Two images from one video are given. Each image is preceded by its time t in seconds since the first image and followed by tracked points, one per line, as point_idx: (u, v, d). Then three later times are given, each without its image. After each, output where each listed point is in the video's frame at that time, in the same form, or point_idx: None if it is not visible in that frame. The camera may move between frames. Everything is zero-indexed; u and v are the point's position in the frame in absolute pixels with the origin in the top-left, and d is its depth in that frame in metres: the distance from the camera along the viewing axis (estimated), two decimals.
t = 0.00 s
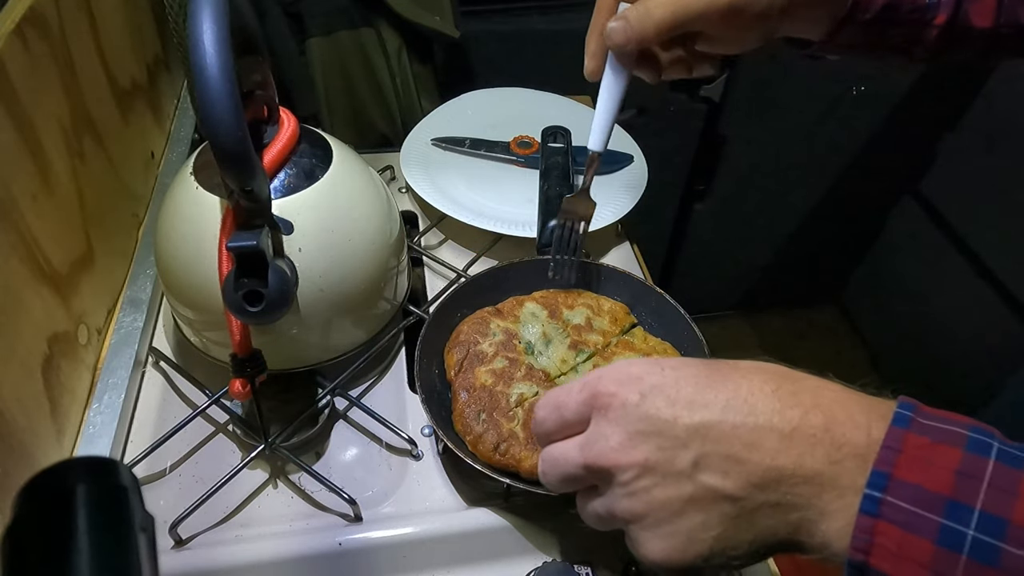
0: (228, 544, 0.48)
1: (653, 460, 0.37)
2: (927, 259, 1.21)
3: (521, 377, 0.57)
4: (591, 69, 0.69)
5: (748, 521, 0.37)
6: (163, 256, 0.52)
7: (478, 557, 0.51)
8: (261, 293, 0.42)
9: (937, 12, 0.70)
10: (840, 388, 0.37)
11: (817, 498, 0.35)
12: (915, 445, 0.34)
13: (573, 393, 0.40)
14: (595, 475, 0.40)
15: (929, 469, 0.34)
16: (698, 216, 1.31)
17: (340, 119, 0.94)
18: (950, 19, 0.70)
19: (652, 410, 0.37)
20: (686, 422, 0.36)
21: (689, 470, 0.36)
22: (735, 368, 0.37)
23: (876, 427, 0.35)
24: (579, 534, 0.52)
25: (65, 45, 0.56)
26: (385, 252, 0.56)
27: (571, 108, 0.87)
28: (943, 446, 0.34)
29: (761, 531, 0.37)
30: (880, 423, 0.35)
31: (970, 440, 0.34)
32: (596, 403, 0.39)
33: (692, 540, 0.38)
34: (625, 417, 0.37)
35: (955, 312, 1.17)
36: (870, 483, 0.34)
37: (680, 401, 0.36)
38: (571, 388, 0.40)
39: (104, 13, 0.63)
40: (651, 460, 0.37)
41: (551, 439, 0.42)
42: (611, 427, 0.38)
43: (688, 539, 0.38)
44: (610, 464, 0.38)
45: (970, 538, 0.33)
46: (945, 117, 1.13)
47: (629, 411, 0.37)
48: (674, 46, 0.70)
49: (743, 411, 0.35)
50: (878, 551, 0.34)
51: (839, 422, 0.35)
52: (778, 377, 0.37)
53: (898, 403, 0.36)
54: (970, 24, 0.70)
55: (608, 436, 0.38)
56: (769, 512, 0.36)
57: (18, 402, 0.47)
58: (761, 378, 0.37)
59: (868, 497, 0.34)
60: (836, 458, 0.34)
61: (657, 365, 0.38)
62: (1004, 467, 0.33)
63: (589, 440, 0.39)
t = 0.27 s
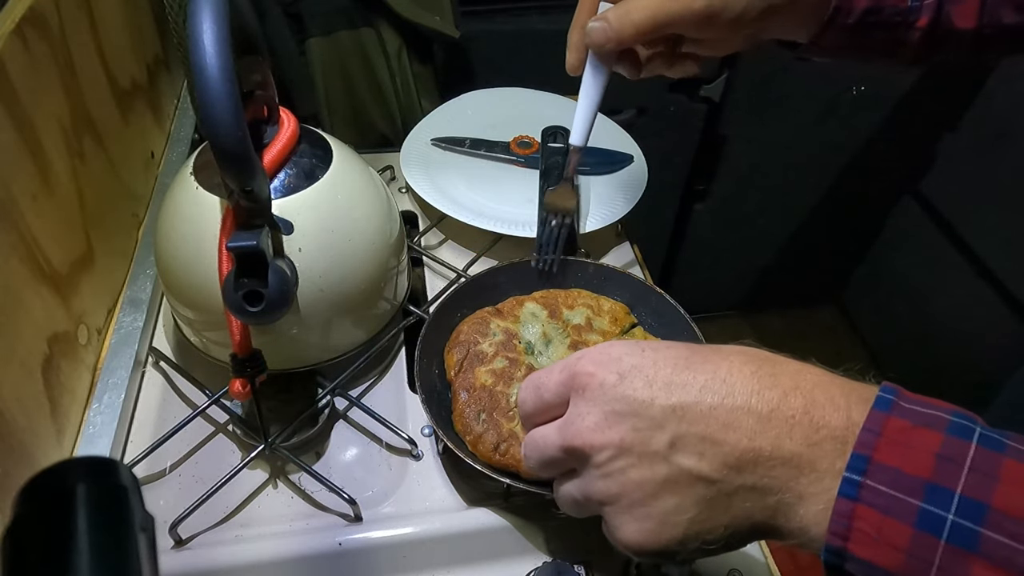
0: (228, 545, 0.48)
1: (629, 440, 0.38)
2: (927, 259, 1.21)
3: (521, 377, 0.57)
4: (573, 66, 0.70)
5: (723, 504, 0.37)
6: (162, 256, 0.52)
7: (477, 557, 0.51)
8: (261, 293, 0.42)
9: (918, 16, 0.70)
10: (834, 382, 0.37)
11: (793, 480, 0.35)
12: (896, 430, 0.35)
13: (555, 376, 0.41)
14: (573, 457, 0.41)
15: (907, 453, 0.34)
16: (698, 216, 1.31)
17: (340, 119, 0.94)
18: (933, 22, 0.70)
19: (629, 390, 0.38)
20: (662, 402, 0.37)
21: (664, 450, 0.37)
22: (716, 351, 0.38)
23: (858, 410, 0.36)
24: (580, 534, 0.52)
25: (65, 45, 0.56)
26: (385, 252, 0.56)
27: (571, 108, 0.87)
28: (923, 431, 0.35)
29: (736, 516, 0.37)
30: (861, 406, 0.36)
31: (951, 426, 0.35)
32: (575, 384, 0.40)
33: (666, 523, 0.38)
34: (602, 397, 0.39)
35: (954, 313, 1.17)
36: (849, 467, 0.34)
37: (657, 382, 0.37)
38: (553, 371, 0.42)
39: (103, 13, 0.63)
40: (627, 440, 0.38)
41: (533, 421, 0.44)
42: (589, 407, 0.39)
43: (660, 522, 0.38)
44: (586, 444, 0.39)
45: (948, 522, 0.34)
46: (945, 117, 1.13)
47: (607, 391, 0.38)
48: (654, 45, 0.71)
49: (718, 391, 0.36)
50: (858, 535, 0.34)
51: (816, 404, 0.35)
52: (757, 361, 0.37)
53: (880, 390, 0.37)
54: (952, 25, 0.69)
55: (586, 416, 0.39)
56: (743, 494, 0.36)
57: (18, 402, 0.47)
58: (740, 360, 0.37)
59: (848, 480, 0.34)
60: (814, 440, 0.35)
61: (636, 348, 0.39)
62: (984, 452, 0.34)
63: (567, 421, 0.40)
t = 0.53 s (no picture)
0: (228, 544, 0.48)
1: (641, 408, 0.37)
2: (927, 259, 1.21)
3: (520, 378, 0.57)
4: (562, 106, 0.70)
5: (732, 470, 0.36)
6: (163, 256, 0.52)
7: (477, 557, 0.51)
8: (261, 293, 0.42)
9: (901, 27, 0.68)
10: (840, 354, 0.36)
11: (800, 443, 0.34)
12: (898, 394, 0.34)
13: (568, 349, 0.41)
14: (586, 429, 0.40)
15: (908, 418, 0.34)
16: (698, 215, 1.31)
17: (340, 120, 0.94)
18: (915, 32, 0.69)
19: (641, 359, 0.37)
20: (674, 369, 0.36)
21: (675, 416, 0.36)
22: (726, 323, 0.38)
23: (861, 377, 0.35)
24: (580, 534, 0.52)
25: (65, 45, 0.56)
26: (385, 252, 0.56)
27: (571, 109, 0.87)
28: (926, 396, 0.34)
29: (741, 480, 0.37)
30: (863, 373, 0.35)
31: (951, 390, 0.34)
32: (589, 355, 0.40)
33: (678, 485, 0.38)
34: (616, 366, 0.38)
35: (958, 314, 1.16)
36: (853, 429, 0.34)
37: (668, 350, 0.37)
38: (565, 345, 0.41)
39: (104, 12, 0.63)
40: (640, 408, 0.37)
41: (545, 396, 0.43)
42: (603, 376, 0.38)
43: (673, 485, 0.38)
44: (601, 413, 0.38)
45: (947, 484, 0.33)
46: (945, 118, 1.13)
47: (620, 360, 0.38)
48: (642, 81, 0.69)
49: (731, 359, 0.36)
50: (859, 496, 0.34)
51: (823, 371, 0.35)
52: (767, 332, 0.37)
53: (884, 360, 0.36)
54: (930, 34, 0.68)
55: (598, 386, 0.39)
56: (752, 459, 0.36)
57: (18, 402, 0.47)
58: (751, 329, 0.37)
59: (849, 442, 0.33)
60: (821, 406, 0.34)
61: (648, 320, 0.39)
62: (983, 416, 0.33)
63: (581, 392, 0.39)
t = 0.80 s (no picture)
0: (228, 544, 0.48)
1: (636, 391, 0.38)
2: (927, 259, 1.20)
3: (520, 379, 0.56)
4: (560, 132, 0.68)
5: (721, 447, 0.38)
6: (163, 256, 0.52)
7: (477, 557, 0.51)
8: (261, 293, 0.42)
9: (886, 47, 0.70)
10: (827, 335, 0.37)
11: (787, 424, 0.36)
12: (883, 377, 0.36)
13: (563, 333, 0.41)
14: (579, 411, 0.40)
15: (892, 399, 0.35)
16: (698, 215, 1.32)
17: (340, 119, 0.94)
18: (902, 49, 0.70)
19: (636, 343, 0.38)
20: (667, 352, 0.37)
21: (669, 399, 0.37)
22: (715, 308, 0.39)
23: (848, 358, 0.36)
24: (580, 534, 0.52)
25: (65, 45, 0.56)
26: (385, 253, 0.56)
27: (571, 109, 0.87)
28: (910, 378, 0.35)
29: (730, 457, 0.38)
30: (851, 354, 0.37)
31: (935, 372, 0.35)
32: (584, 340, 0.40)
33: (672, 464, 0.40)
34: (610, 349, 0.38)
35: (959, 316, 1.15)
36: (839, 411, 0.35)
37: (662, 335, 0.37)
38: (560, 329, 0.41)
39: (104, 12, 0.63)
40: (635, 391, 0.38)
41: (536, 378, 0.43)
42: (598, 360, 0.39)
43: (665, 465, 0.40)
44: (597, 396, 0.39)
45: (928, 462, 0.34)
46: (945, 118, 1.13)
47: (615, 343, 0.38)
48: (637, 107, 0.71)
49: (723, 342, 0.37)
50: (844, 475, 0.35)
51: (810, 353, 0.36)
52: (758, 316, 0.38)
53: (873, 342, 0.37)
54: (921, 51, 0.70)
55: (593, 369, 0.39)
56: (740, 438, 0.37)
57: (18, 402, 0.47)
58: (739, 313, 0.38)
59: (837, 424, 0.35)
60: (807, 386, 0.35)
61: (641, 305, 0.39)
62: (965, 397, 0.35)
63: (575, 375, 0.40)
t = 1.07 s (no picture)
0: (228, 544, 0.48)
1: (603, 350, 0.39)
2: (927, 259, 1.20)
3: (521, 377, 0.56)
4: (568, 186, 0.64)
5: (680, 404, 0.39)
6: (162, 256, 0.52)
7: (478, 557, 0.51)
8: (261, 293, 0.42)
9: (891, 88, 0.69)
10: (781, 304, 0.40)
11: (738, 381, 0.38)
12: (827, 338, 0.38)
13: (539, 300, 0.43)
14: (549, 373, 0.42)
15: (834, 358, 0.37)
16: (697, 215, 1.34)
17: (341, 119, 0.94)
18: (907, 88, 0.69)
19: (603, 308, 0.40)
20: (633, 316, 0.39)
21: (633, 357, 0.39)
22: (679, 281, 0.41)
23: (797, 323, 0.39)
24: (580, 533, 0.52)
25: (65, 45, 0.56)
26: (385, 253, 0.56)
27: (571, 109, 0.87)
28: (852, 340, 0.38)
29: (689, 414, 0.39)
30: (800, 320, 0.39)
31: (874, 334, 0.38)
32: (559, 306, 0.42)
33: (634, 420, 0.40)
34: (581, 312, 0.40)
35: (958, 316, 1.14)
36: (784, 369, 0.37)
37: (629, 301, 0.39)
38: (538, 296, 0.43)
39: (104, 12, 0.63)
40: (601, 351, 0.39)
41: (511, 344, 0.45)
42: (569, 322, 0.41)
43: (628, 421, 0.40)
44: (566, 355, 0.40)
45: (863, 416, 0.37)
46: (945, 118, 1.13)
47: (586, 307, 0.40)
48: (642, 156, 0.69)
49: (685, 309, 0.39)
50: (788, 428, 0.37)
51: (764, 318, 0.38)
52: (716, 287, 0.40)
53: (818, 307, 0.40)
54: (928, 86, 0.69)
55: (565, 332, 0.41)
56: (697, 395, 0.38)
57: (18, 402, 0.47)
58: (700, 285, 0.40)
59: (782, 381, 0.37)
60: (758, 347, 0.38)
61: (611, 274, 0.41)
62: (900, 356, 0.37)
63: (547, 338, 0.41)
